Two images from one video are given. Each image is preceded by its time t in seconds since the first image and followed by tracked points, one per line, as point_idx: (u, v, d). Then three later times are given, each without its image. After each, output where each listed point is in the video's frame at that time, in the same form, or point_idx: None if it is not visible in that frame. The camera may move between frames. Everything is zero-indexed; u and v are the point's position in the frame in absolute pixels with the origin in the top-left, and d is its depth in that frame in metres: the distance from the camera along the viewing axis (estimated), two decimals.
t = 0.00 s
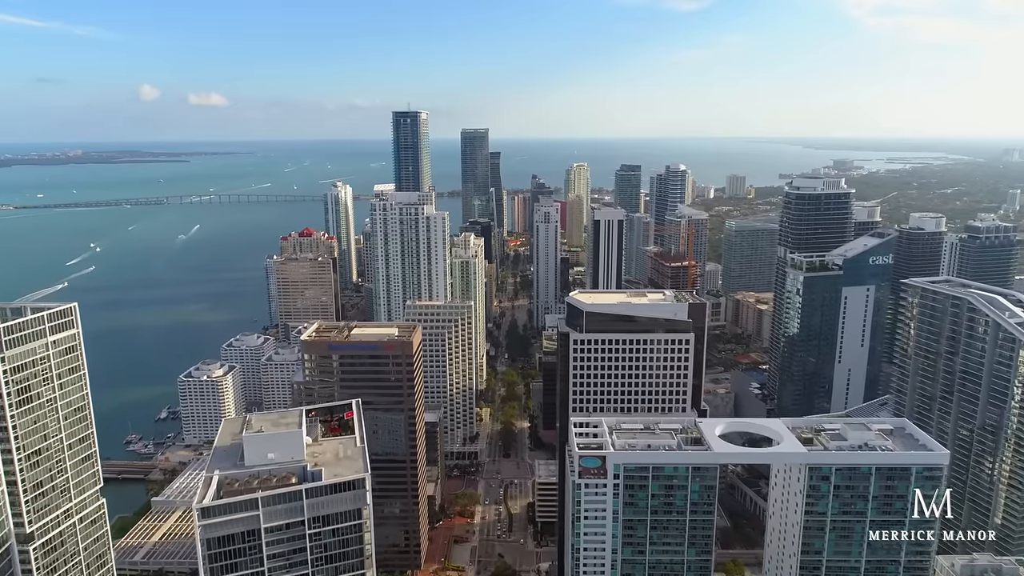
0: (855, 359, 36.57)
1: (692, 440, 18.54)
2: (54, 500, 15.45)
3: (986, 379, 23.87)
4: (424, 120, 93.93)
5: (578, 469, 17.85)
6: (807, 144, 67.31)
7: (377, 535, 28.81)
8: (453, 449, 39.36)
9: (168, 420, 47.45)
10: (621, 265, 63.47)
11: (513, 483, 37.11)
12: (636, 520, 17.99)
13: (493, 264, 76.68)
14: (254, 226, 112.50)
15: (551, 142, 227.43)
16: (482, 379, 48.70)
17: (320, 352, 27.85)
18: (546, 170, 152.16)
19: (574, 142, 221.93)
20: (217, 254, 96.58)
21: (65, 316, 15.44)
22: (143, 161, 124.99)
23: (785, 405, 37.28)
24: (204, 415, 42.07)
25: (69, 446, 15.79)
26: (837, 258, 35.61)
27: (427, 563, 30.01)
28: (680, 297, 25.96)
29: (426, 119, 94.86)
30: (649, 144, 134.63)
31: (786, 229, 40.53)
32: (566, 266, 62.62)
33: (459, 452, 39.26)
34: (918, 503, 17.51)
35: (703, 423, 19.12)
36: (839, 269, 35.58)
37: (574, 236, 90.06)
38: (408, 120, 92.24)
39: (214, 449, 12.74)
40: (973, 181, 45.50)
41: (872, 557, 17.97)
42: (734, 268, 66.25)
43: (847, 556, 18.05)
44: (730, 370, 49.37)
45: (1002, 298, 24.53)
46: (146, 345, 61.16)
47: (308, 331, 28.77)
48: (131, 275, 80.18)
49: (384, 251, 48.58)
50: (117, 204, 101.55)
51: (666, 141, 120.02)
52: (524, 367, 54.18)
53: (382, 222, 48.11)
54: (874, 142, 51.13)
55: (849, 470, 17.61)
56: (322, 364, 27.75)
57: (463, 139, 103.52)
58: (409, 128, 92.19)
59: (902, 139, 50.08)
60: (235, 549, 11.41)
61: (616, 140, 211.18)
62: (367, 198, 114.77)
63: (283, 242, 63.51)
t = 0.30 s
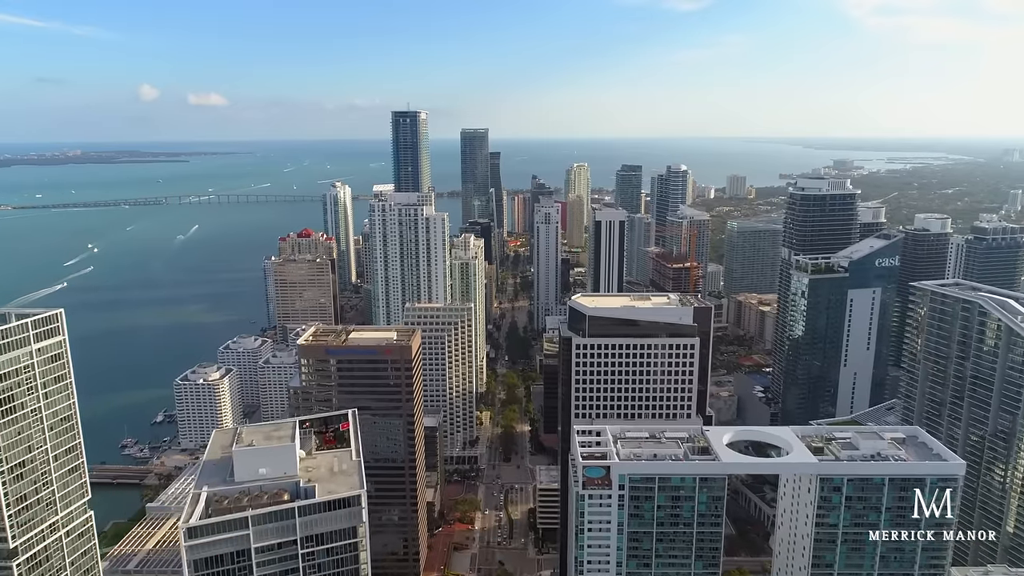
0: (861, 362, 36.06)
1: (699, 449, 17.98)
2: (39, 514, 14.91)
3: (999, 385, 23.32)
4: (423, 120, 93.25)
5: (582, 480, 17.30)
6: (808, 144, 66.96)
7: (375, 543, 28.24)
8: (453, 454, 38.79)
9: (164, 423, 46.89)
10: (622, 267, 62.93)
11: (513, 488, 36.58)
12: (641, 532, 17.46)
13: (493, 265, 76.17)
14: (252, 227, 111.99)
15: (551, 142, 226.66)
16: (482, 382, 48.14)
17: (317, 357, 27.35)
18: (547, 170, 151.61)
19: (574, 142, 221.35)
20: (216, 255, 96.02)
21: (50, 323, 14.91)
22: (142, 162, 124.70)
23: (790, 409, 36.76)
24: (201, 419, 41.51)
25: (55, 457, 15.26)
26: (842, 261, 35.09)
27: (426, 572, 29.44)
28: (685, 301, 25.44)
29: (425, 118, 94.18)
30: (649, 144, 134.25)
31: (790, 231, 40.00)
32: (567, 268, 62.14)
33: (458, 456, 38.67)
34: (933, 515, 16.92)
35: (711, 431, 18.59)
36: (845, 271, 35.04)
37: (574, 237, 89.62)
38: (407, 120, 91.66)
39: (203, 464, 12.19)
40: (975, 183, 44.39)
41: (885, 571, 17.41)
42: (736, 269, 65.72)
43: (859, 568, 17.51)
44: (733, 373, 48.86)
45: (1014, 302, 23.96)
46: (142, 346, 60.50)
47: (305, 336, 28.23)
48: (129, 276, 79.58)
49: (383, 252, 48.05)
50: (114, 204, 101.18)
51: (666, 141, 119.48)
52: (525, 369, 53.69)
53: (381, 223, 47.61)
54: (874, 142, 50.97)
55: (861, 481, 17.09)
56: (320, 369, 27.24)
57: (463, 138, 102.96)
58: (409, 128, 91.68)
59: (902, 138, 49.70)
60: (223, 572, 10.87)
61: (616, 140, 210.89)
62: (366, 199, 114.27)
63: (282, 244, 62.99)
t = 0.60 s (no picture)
0: (867, 366, 35.53)
1: (707, 460, 17.39)
2: (21, 529, 14.36)
3: (1012, 392, 22.78)
4: (422, 120, 92.59)
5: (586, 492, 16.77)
6: (807, 143, 66.61)
7: (373, 551, 27.64)
8: (452, 459, 38.19)
9: (160, 427, 46.29)
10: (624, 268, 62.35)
11: (514, 494, 35.99)
12: (647, 546, 16.87)
13: (493, 266, 75.59)
14: (251, 227, 111.41)
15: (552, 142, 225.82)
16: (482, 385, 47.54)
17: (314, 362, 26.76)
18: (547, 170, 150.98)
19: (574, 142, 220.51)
20: (215, 255, 95.41)
21: (34, 331, 14.37)
22: (140, 162, 124.27)
23: (794, 413, 36.22)
24: (197, 422, 40.93)
25: (38, 470, 14.69)
26: (848, 263, 34.53)
27: None
28: (690, 305, 24.88)
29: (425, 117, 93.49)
30: (649, 144, 133.68)
31: (795, 233, 39.44)
32: (568, 269, 61.55)
33: (458, 461, 38.09)
34: (949, 529, 16.33)
35: (718, 440, 18.00)
36: (851, 274, 34.45)
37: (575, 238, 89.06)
38: (406, 120, 91.06)
39: (189, 480, 11.59)
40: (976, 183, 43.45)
41: None
42: (738, 270, 65.11)
43: None
44: (736, 376, 48.33)
45: None
46: (139, 348, 59.95)
47: (301, 340, 27.64)
48: (127, 276, 79.05)
49: (382, 254, 47.53)
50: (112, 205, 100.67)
51: (666, 141, 118.93)
52: (525, 372, 53.14)
53: (379, 224, 47.07)
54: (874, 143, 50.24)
55: (874, 493, 16.50)
56: (317, 374, 26.65)
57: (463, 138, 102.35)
58: (408, 129, 91.12)
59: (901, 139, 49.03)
60: None
61: (616, 140, 210.44)
62: (366, 199, 113.68)
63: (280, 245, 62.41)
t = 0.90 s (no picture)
0: (874, 370, 34.89)
1: (716, 473, 16.69)
2: None
3: None
4: (422, 120, 91.90)
5: (590, 506, 16.15)
6: (808, 143, 66.24)
7: (370, 561, 26.94)
8: (451, 465, 37.50)
9: (156, 431, 45.56)
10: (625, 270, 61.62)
11: (514, 501, 35.33)
12: (653, 562, 16.23)
13: (494, 268, 74.95)
14: (250, 227, 110.71)
15: (551, 142, 225.07)
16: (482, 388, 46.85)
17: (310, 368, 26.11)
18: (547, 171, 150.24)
19: (574, 142, 219.78)
20: (213, 256, 94.68)
21: (10, 343, 13.88)
22: (139, 162, 123.86)
23: (800, 418, 35.50)
24: (192, 427, 40.24)
25: (14, 487, 14.20)
26: (855, 265, 33.92)
27: None
28: (695, 310, 24.22)
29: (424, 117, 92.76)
30: (649, 144, 133.06)
31: (801, 235, 38.79)
32: (569, 271, 60.89)
33: (457, 467, 37.40)
34: (967, 545, 15.77)
35: (728, 453, 17.31)
36: (858, 277, 33.82)
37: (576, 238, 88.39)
38: (406, 120, 90.40)
39: (172, 501, 10.93)
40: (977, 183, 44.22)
41: None
42: (741, 271, 64.43)
43: None
44: (740, 379, 47.66)
45: None
46: (135, 350, 59.33)
47: (297, 345, 26.92)
48: (124, 277, 78.41)
49: (380, 256, 46.93)
50: (110, 205, 100.10)
51: (666, 141, 118.31)
52: (526, 375, 52.47)
53: (377, 225, 46.50)
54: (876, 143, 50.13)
55: (891, 509, 15.84)
56: (313, 380, 25.97)
57: (463, 139, 101.68)
58: (407, 128, 90.47)
59: (902, 140, 49.64)
60: None
61: (616, 140, 210.19)
62: (365, 199, 112.95)
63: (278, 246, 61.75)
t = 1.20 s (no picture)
0: (881, 374, 34.33)
1: (725, 486, 16.10)
2: None
3: None
4: (421, 119, 91.25)
5: (594, 522, 15.58)
6: (809, 143, 65.84)
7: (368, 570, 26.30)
8: (451, 471, 36.90)
9: (151, 435, 44.85)
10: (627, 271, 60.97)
11: (515, 507, 34.75)
12: None
13: (494, 269, 74.34)
14: (248, 227, 110.10)
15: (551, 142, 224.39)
16: (481, 392, 46.21)
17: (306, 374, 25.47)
18: (548, 171, 149.63)
19: (573, 142, 219.11)
20: (212, 256, 94.01)
21: None
22: (138, 161, 123.36)
23: (806, 423, 34.89)
24: (187, 432, 39.61)
25: None
26: (862, 268, 33.34)
27: None
28: (701, 314, 23.62)
29: (423, 116, 92.07)
30: (649, 144, 132.56)
31: (805, 237, 38.23)
32: (570, 273, 60.30)
33: (457, 472, 36.79)
34: (986, 561, 15.15)
35: (737, 464, 16.72)
36: (865, 279, 33.20)
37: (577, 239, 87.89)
38: (405, 119, 89.71)
39: (154, 522, 10.35)
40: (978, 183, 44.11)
41: None
42: (743, 273, 63.84)
43: None
44: (743, 382, 47.08)
45: None
46: (132, 351, 58.76)
47: (292, 350, 26.28)
48: (122, 278, 77.86)
49: (379, 258, 46.27)
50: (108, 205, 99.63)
51: (666, 141, 117.70)
52: (526, 378, 51.85)
53: (375, 227, 45.84)
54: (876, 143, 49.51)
55: (907, 523, 15.27)
56: (310, 386, 25.33)
57: (462, 138, 101.07)
58: (406, 128, 89.85)
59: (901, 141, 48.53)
60: None
61: (616, 139, 210.21)
62: (364, 199, 112.34)
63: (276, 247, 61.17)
